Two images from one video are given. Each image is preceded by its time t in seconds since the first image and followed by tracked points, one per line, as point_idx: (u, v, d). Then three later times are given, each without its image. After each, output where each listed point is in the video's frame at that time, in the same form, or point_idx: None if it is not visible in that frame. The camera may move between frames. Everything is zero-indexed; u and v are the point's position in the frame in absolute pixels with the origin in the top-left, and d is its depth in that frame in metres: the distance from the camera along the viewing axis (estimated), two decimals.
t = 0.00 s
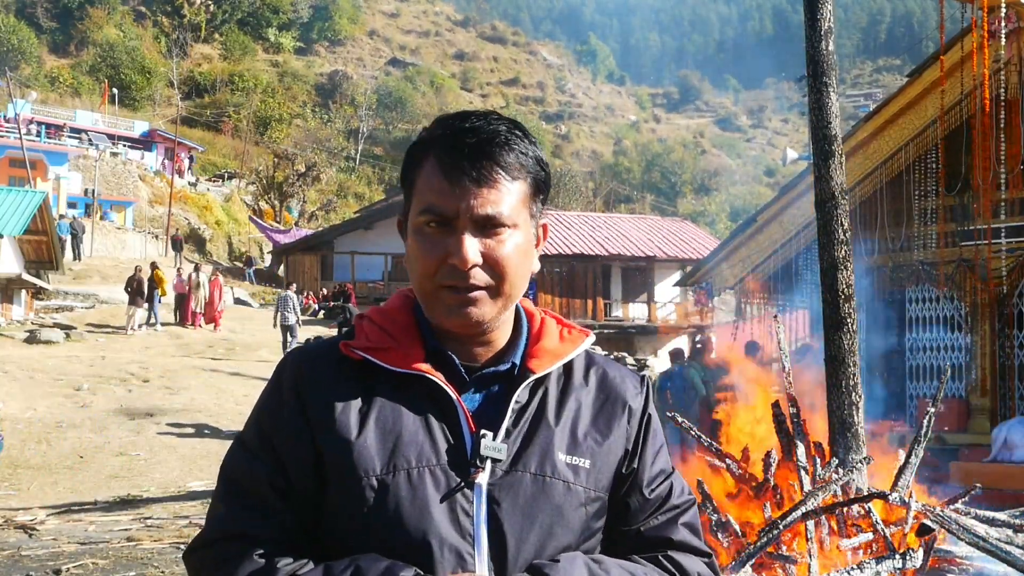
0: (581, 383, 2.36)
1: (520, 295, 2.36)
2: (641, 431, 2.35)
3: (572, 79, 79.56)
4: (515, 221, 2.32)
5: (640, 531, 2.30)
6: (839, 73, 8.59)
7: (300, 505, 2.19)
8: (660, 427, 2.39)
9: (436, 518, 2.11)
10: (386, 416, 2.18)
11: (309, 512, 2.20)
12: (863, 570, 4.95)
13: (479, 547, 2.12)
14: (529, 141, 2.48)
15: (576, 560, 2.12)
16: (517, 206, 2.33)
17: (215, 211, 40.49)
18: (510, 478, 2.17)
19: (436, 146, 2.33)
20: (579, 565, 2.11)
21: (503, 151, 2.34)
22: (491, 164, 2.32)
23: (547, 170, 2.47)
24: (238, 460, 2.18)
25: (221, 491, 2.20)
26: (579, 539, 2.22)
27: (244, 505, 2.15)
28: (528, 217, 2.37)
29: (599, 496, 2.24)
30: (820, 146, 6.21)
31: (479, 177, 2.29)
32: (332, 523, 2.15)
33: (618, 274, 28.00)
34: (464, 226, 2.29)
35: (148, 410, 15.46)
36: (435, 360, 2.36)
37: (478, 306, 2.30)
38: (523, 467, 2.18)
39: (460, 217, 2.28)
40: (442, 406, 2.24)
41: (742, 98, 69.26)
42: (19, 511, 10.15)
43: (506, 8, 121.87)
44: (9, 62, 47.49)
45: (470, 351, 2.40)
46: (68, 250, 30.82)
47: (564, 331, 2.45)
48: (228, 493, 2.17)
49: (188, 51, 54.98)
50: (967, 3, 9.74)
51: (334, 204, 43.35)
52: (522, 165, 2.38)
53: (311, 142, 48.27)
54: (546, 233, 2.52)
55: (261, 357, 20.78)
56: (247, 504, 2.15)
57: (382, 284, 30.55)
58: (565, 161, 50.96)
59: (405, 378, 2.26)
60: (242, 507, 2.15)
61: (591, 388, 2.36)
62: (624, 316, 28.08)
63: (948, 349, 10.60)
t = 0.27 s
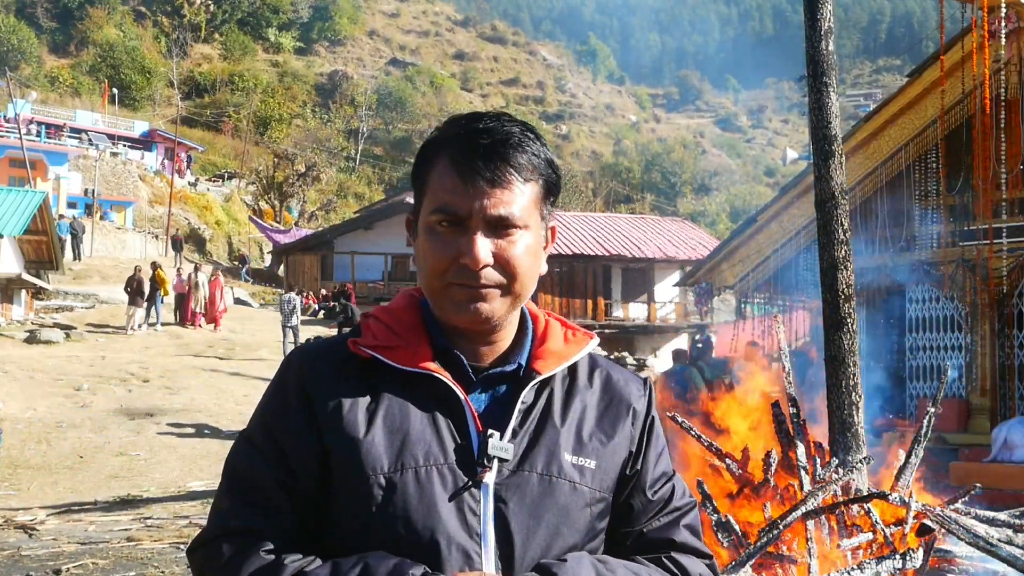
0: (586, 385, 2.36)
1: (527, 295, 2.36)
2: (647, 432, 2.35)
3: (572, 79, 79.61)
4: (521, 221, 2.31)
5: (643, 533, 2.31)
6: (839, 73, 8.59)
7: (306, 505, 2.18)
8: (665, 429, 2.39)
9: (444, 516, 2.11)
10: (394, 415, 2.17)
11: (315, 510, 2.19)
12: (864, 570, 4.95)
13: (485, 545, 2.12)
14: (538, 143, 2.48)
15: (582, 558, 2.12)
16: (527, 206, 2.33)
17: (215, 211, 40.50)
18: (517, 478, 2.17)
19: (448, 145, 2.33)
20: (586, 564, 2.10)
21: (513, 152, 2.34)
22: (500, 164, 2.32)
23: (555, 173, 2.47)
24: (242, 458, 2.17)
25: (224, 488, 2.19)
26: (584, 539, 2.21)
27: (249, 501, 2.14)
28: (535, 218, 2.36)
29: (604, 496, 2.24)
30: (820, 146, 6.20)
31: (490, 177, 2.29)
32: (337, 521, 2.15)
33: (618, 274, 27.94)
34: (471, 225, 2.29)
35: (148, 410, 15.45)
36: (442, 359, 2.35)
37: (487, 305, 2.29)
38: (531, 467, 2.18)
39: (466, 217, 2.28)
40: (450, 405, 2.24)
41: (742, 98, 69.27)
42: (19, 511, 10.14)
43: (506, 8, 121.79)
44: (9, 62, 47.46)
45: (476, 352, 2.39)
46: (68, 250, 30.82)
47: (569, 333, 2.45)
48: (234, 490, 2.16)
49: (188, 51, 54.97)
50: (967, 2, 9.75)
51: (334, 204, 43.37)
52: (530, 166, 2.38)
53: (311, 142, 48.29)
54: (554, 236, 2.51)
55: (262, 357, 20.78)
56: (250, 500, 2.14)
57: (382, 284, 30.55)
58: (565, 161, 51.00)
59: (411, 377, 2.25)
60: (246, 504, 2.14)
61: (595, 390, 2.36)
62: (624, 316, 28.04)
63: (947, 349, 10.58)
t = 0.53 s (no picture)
0: (588, 385, 2.36)
1: (529, 297, 2.36)
2: (648, 432, 2.35)
3: (572, 79, 79.61)
4: (523, 223, 2.31)
5: (645, 532, 2.31)
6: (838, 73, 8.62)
7: (310, 504, 2.18)
8: (666, 429, 2.40)
9: (448, 515, 2.11)
10: (398, 414, 2.18)
11: (318, 511, 2.19)
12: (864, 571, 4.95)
13: (489, 543, 2.12)
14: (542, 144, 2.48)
15: (586, 556, 2.12)
16: (531, 208, 2.33)
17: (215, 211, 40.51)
18: (520, 477, 2.17)
19: (454, 147, 2.33)
20: (589, 563, 2.11)
21: (519, 153, 2.34)
22: (505, 165, 2.32)
23: (560, 176, 2.47)
24: (246, 455, 2.17)
25: (227, 486, 2.19)
26: (587, 538, 2.22)
27: (252, 499, 2.14)
28: (539, 220, 2.36)
29: (606, 495, 2.24)
30: (820, 146, 6.20)
31: (496, 179, 2.30)
32: (341, 521, 2.15)
33: (618, 274, 27.91)
34: (474, 225, 2.29)
35: (148, 410, 15.45)
36: (447, 359, 2.35)
37: (491, 307, 2.29)
38: (533, 466, 2.18)
39: (468, 217, 2.28)
40: (453, 404, 2.24)
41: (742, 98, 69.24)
42: (19, 511, 10.14)
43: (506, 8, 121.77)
44: (9, 62, 47.43)
45: (480, 352, 2.40)
46: (68, 250, 30.82)
47: (571, 334, 2.46)
48: (237, 488, 2.16)
49: (188, 51, 54.95)
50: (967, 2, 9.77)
51: (334, 204, 43.38)
52: (534, 168, 2.38)
53: (311, 142, 48.28)
54: (558, 238, 2.52)
55: (262, 357, 20.77)
56: (254, 498, 2.14)
57: (382, 284, 30.55)
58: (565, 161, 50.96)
59: (416, 375, 2.25)
60: (250, 501, 2.14)
61: (598, 390, 2.36)
62: (624, 316, 27.96)
63: (948, 350, 10.56)
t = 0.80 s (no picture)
0: (586, 381, 2.37)
1: (526, 295, 2.36)
2: (646, 428, 2.36)
3: (572, 79, 79.58)
4: (521, 222, 2.31)
5: (644, 528, 2.31)
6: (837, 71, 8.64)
7: (309, 500, 2.18)
8: (665, 426, 2.40)
9: (447, 510, 2.11)
10: (397, 411, 2.18)
11: (319, 507, 2.19)
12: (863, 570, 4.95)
13: (487, 540, 2.13)
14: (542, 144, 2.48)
15: (585, 554, 2.13)
16: (529, 208, 2.33)
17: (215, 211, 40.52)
18: (518, 473, 2.17)
19: (453, 147, 2.33)
20: (588, 558, 2.12)
21: (518, 153, 2.34)
22: (503, 165, 2.32)
23: (558, 176, 2.47)
24: (245, 452, 2.17)
25: (226, 481, 2.19)
26: (584, 535, 2.22)
27: (251, 495, 2.14)
28: (536, 220, 2.36)
29: (604, 491, 2.24)
30: (820, 146, 6.20)
31: (494, 178, 2.30)
32: (341, 517, 2.15)
33: (618, 274, 27.93)
34: (472, 224, 2.29)
35: (148, 410, 15.46)
36: (445, 357, 2.35)
37: (489, 308, 2.30)
38: (532, 462, 2.18)
39: (467, 215, 2.29)
40: (452, 399, 2.25)
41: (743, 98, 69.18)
42: (19, 510, 10.15)
43: (506, 9, 121.71)
44: (9, 62, 47.41)
45: (478, 350, 2.40)
46: (68, 250, 30.82)
47: (568, 331, 2.46)
48: (236, 484, 2.16)
49: (188, 51, 54.90)
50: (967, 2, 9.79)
51: (334, 204, 43.37)
52: (533, 169, 2.39)
53: (311, 142, 48.26)
54: (556, 240, 2.53)
55: (262, 357, 20.77)
56: (255, 494, 2.13)
57: (382, 284, 30.56)
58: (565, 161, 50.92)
59: (415, 371, 2.26)
60: (250, 497, 2.14)
61: (595, 387, 2.36)
62: (624, 316, 27.96)
63: (947, 349, 10.54)
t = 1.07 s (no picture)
0: (581, 381, 2.36)
1: (521, 295, 2.36)
2: (643, 427, 2.35)
3: (572, 80, 79.49)
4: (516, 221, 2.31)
5: (640, 527, 2.31)
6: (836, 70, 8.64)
7: (306, 500, 2.17)
8: (661, 426, 2.39)
9: (443, 510, 2.11)
10: (393, 411, 2.18)
11: (316, 508, 2.19)
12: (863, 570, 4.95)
13: (484, 538, 2.12)
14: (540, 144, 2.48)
15: (580, 551, 2.12)
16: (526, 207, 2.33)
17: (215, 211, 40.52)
18: (515, 472, 2.17)
19: (448, 147, 2.33)
20: (584, 556, 2.11)
21: (513, 154, 2.34)
22: (499, 165, 2.32)
23: (555, 176, 2.47)
24: (241, 451, 2.16)
25: (223, 481, 2.18)
26: (581, 533, 2.22)
27: (249, 495, 2.14)
28: (530, 220, 2.36)
29: (601, 491, 2.24)
30: (820, 146, 6.19)
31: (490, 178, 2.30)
32: (337, 517, 2.15)
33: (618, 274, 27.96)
34: (469, 221, 2.29)
35: (148, 410, 15.45)
36: (442, 356, 2.35)
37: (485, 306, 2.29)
38: (528, 462, 2.18)
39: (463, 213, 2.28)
40: (448, 398, 2.24)
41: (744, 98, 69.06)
42: (19, 511, 10.15)
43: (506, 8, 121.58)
44: (9, 62, 47.35)
45: (474, 350, 2.40)
46: (68, 250, 30.82)
47: (564, 330, 2.46)
48: (232, 484, 2.15)
49: (187, 51, 54.83)
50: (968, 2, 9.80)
51: (333, 204, 43.34)
52: (529, 170, 2.39)
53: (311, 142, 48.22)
54: (552, 241, 2.52)
55: (262, 357, 20.77)
56: (252, 493, 2.13)
57: (382, 284, 30.55)
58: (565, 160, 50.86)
59: (411, 370, 2.26)
60: (247, 495, 2.13)
61: (592, 386, 2.36)
62: (624, 316, 27.97)
63: (947, 349, 10.53)
